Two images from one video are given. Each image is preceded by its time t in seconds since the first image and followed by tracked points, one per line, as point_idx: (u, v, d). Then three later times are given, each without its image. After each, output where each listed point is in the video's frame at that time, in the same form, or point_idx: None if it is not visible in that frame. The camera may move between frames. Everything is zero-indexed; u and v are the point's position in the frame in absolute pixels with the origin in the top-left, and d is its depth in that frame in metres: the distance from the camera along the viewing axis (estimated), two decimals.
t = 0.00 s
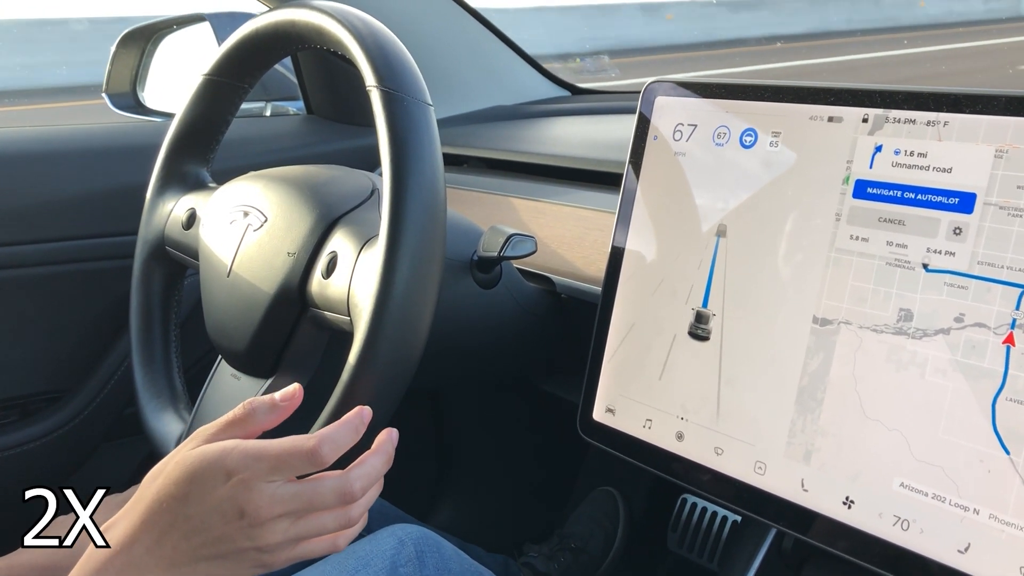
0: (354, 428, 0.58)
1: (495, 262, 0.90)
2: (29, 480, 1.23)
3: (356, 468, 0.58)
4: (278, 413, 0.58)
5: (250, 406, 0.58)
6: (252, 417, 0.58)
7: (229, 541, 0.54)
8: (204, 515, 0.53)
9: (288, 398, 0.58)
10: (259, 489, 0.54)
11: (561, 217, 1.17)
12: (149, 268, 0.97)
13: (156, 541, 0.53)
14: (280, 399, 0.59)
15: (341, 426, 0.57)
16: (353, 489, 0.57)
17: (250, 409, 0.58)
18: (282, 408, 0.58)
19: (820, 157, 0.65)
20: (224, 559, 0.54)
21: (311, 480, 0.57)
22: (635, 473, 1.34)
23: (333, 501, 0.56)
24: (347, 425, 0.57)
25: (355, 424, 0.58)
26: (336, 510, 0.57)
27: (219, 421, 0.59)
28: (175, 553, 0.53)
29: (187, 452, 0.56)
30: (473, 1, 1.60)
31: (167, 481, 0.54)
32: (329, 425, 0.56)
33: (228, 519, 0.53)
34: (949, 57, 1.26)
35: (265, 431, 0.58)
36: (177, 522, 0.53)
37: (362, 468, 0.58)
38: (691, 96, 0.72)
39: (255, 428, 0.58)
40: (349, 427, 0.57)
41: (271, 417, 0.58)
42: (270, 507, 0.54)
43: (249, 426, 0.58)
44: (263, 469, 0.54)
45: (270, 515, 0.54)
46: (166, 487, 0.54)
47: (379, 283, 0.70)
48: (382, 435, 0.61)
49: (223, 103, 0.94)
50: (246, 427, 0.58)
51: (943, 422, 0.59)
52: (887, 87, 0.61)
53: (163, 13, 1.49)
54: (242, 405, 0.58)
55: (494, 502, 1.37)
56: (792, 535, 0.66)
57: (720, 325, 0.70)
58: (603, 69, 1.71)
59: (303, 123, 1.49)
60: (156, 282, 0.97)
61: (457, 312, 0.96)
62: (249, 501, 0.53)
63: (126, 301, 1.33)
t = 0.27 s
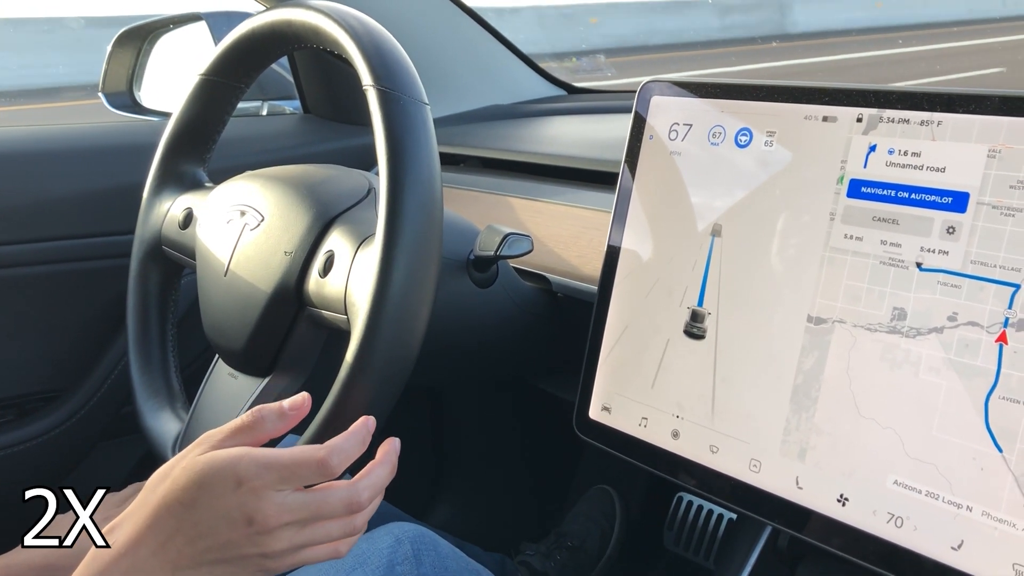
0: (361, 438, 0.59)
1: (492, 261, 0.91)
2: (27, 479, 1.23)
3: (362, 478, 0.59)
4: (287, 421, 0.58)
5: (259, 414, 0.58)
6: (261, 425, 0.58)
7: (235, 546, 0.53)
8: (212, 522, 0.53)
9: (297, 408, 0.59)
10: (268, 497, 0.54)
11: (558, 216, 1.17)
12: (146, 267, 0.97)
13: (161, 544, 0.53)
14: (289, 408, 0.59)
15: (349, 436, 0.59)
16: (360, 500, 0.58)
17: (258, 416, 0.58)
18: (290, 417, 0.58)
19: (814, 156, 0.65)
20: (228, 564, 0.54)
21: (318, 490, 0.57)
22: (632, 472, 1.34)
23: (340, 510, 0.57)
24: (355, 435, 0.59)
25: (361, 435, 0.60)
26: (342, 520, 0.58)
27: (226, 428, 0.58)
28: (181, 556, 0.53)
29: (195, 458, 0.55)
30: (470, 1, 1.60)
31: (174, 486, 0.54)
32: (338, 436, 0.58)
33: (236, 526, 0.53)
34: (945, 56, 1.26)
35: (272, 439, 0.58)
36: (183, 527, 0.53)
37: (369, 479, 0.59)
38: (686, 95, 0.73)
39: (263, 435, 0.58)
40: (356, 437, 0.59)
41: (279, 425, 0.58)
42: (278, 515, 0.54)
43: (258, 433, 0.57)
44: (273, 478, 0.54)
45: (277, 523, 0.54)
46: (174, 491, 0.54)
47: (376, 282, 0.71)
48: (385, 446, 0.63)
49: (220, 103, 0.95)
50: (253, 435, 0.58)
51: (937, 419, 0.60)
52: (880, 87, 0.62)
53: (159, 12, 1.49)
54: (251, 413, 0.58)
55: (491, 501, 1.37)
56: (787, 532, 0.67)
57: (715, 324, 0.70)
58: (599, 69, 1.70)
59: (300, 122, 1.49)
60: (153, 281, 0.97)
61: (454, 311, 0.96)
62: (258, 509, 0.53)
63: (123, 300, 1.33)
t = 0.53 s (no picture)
0: (371, 456, 0.61)
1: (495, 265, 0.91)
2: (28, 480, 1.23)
3: (370, 497, 0.60)
4: (298, 438, 0.59)
5: (271, 430, 0.58)
6: (272, 441, 0.58)
7: (244, 562, 0.54)
8: (222, 537, 0.53)
9: (308, 425, 0.60)
10: (278, 514, 0.54)
11: (559, 219, 1.18)
12: (149, 270, 0.97)
13: (169, 557, 0.53)
14: (301, 425, 0.59)
15: (358, 456, 0.60)
16: (368, 518, 0.58)
17: (270, 432, 0.58)
18: (302, 434, 0.59)
19: (817, 162, 0.65)
20: None
21: (327, 508, 0.57)
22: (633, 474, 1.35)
23: (348, 529, 0.57)
24: (364, 454, 0.60)
25: (371, 453, 0.61)
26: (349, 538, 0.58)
27: (236, 442, 0.58)
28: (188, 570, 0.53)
29: (206, 472, 0.55)
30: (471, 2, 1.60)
31: (184, 499, 0.54)
32: (348, 455, 0.59)
33: (246, 542, 0.53)
34: (945, 59, 1.26)
35: (282, 455, 0.59)
36: (192, 541, 0.53)
37: (377, 498, 0.60)
38: (690, 101, 0.73)
39: (274, 451, 0.59)
40: (366, 457, 0.60)
41: (291, 442, 0.59)
42: (288, 532, 0.54)
43: (268, 449, 0.58)
44: (284, 495, 0.54)
45: (286, 540, 0.54)
46: (184, 505, 0.54)
47: (380, 287, 0.71)
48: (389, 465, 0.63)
49: (223, 106, 0.95)
50: (264, 451, 0.58)
51: (939, 424, 0.60)
52: (884, 94, 0.62)
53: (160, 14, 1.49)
54: (262, 428, 0.58)
55: (492, 502, 1.38)
56: (790, 536, 0.67)
57: (719, 328, 0.70)
58: (600, 69, 1.72)
59: (301, 123, 1.49)
60: (156, 284, 0.97)
61: (456, 314, 0.96)
62: (268, 526, 0.54)
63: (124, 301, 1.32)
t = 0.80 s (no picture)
0: (365, 451, 0.61)
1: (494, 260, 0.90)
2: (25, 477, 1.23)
3: (364, 492, 0.60)
4: (293, 434, 0.59)
5: (265, 425, 0.58)
6: (267, 436, 0.58)
7: (238, 557, 0.53)
8: (217, 532, 0.52)
9: (303, 421, 0.60)
10: (273, 509, 0.54)
11: (559, 215, 1.17)
12: (146, 265, 0.97)
13: (162, 553, 0.51)
14: (295, 421, 0.59)
15: (354, 451, 0.60)
16: (363, 513, 0.58)
17: (264, 428, 0.58)
18: (297, 429, 0.59)
19: (819, 154, 0.65)
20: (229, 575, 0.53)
21: (322, 502, 0.57)
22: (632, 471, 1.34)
23: (343, 523, 0.57)
24: (359, 449, 0.60)
25: (365, 449, 0.61)
26: (344, 533, 0.58)
27: (230, 438, 0.58)
28: (182, 566, 0.52)
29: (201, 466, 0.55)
30: None
31: (179, 494, 0.53)
32: (343, 450, 0.59)
33: (241, 538, 0.53)
34: (945, 55, 1.26)
35: (277, 451, 0.58)
36: (187, 536, 0.52)
37: (372, 492, 0.60)
38: (690, 93, 0.73)
39: (269, 447, 0.58)
40: (361, 451, 0.60)
41: (286, 437, 0.58)
42: (283, 527, 0.54)
43: (263, 445, 0.58)
44: (279, 490, 0.54)
45: (281, 535, 0.54)
46: (179, 499, 0.53)
47: (379, 280, 0.70)
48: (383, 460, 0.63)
49: (220, 100, 0.94)
50: (259, 447, 0.58)
51: (942, 417, 0.60)
52: (886, 85, 0.62)
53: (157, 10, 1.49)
54: (257, 423, 0.58)
55: (491, 499, 1.37)
56: (791, 531, 0.67)
57: (719, 322, 0.70)
58: (599, 65, 1.73)
59: (299, 119, 1.49)
60: (153, 279, 0.97)
61: (455, 309, 0.96)
62: (263, 521, 0.53)
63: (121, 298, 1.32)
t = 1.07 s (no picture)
0: (361, 454, 0.61)
1: (490, 262, 0.91)
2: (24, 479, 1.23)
3: (360, 494, 0.59)
4: (288, 437, 0.59)
5: (260, 428, 0.58)
6: (260, 440, 0.58)
7: (233, 560, 0.54)
8: (211, 535, 0.53)
9: (297, 424, 0.60)
10: (267, 513, 0.54)
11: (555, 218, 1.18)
12: (144, 268, 0.97)
13: (160, 556, 0.53)
14: (289, 424, 0.60)
15: (349, 453, 0.60)
16: (359, 515, 0.58)
17: (258, 431, 0.58)
18: (291, 432, 0.59)
19: (811, 159, 0.66)
20: None
21: (317, 505, 0.57)
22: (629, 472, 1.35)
23: (338, 526, 0.57)
24: (354, 451, 0.60)
25: (361, 451, 0.61)
26: (339, 536, 0.58)
27: (225, 442, 0.59)
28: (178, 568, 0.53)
29: (196, 471, 0.56)
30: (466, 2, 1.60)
31: (174, 498, 0.54)
32: (338, 452, 0.59)
33: (235, 541, 0.53)
34: (938, 57, 1.27)
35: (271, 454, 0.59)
36: (182, 539, 0.53)
37: (368, 495, 0.59)
38: (683, 98, 0.73)
39: (263, 450, 0.58)
40: (356, 453, 0.60)
41: (280, 440, 0.59)
42: (277, 530, 0.54)
43: (257, 448, 0.58)
44: (273, 493, 0.55)
45: (276, 538, 0.54)
46: (174, 503, 0.54)
47: (376, 284, 0.71)
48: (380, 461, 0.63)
49: (218, 104, 0.95)
50: (253, 450, 0.58)
51: (933, 419, 0.60)
52: (877, 90, 0.62)
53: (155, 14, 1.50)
54: (251, 427, 0.58)
55: (488, 501, 1.38)
56: (784, 532, 0.67)
57: (713, 324, 0.71)
58: (595, 68, 1.71)
59: (297, 123, 1.49)
60: (151, 282, 0.97)
61: (452, 312, 0.96)
62: (257, 524, 0.54)
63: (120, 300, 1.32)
